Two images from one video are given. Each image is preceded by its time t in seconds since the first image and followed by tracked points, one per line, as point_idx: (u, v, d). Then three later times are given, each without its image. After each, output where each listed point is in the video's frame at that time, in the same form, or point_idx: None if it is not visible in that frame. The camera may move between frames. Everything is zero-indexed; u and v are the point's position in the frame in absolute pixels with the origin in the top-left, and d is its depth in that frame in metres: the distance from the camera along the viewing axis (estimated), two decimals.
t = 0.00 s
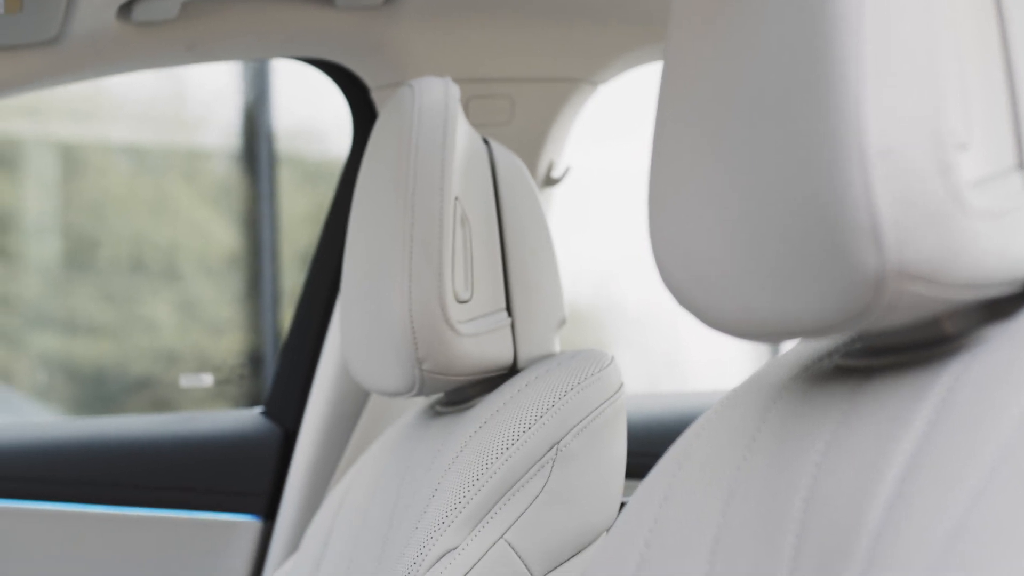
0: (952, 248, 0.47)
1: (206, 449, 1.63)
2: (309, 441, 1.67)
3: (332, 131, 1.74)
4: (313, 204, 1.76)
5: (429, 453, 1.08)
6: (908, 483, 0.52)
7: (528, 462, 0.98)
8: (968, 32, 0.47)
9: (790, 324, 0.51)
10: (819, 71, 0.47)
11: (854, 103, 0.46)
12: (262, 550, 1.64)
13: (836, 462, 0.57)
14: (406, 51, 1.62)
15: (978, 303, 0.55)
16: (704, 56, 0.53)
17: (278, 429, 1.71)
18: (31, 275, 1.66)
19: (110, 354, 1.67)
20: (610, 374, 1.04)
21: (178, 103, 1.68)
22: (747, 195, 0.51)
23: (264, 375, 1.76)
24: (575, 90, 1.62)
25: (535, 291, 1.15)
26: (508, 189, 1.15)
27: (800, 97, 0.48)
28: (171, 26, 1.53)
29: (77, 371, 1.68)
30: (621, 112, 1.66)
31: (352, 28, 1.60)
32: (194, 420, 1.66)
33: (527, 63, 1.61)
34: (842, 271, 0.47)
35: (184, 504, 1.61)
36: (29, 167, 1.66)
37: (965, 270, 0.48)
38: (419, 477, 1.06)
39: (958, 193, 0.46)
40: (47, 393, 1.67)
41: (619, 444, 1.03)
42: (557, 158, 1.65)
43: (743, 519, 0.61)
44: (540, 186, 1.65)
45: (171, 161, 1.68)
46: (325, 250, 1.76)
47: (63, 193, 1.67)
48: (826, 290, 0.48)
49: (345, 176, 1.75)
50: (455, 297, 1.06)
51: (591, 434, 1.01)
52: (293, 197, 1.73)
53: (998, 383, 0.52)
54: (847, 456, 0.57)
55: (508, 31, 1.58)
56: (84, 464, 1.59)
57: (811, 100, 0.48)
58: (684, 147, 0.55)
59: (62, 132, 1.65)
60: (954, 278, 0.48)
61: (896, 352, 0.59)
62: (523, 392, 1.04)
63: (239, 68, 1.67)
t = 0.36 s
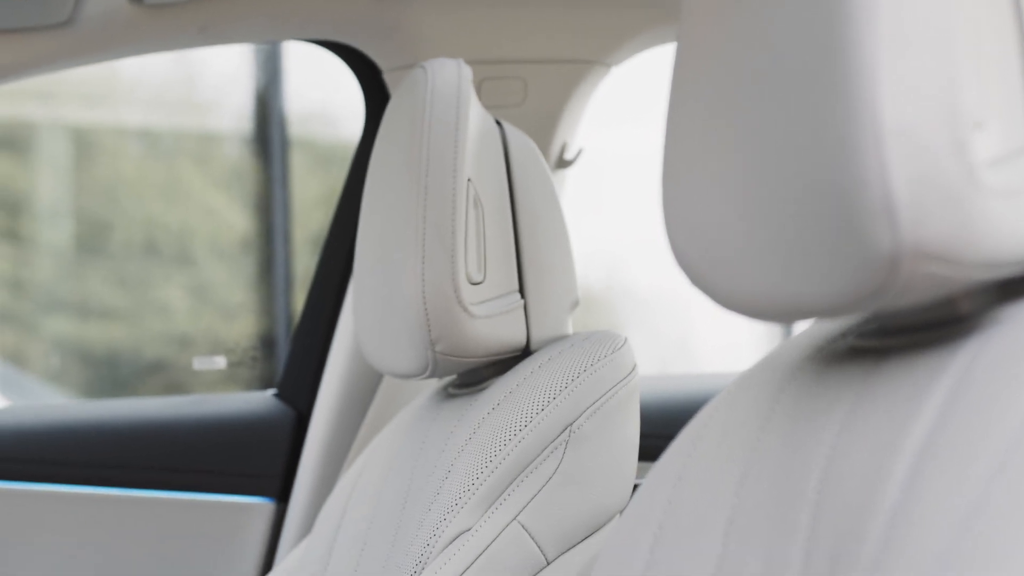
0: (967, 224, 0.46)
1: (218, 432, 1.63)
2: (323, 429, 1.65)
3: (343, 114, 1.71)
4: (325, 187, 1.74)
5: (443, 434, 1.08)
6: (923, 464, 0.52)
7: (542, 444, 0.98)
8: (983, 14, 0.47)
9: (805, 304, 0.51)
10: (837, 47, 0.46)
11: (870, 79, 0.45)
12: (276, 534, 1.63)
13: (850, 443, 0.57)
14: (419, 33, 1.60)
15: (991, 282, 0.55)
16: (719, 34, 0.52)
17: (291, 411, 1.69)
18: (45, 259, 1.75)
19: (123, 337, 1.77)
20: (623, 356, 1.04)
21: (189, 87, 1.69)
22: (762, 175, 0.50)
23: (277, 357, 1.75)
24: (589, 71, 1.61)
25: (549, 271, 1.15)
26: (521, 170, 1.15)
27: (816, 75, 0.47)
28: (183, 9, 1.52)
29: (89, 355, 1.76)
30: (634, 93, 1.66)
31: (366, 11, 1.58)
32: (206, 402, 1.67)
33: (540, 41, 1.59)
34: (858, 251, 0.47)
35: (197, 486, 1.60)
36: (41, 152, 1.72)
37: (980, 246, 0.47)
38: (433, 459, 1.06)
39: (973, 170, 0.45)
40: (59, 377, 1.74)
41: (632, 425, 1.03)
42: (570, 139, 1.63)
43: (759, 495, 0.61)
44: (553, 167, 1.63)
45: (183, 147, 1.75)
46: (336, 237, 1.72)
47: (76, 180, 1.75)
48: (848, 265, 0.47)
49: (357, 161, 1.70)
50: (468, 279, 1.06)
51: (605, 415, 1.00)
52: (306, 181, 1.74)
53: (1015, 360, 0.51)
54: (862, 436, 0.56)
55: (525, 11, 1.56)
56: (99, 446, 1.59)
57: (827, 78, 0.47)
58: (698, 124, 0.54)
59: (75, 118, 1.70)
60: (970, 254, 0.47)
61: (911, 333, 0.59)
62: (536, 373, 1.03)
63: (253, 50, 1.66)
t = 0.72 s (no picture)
0: (983, 206, 0.45)
1: (232, 416, 1.64)
2: (337, 410, 1.67)
3: (356, 99, 1.71)
4: (336, 172, 1.74)
5: (456, 417, 1.08)
6: (938, 447, 0.51)
7: (555, 427, 0.97)
8: None
9: (818, 286, 0.50)
10: (850, 30, 0.46)
11: (882, 62, 0.45)
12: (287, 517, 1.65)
13: (863, 426, 0.56)
14: (430, 16, 1.60)
15: (1007, 264, 0.55)
16: (734, 16, 0.52)
17: (303, 395, 1.71)
18: (58, 244, 1.77)
19: (136, 323, 1.77)
20: (637, 339, 1.03)
21: (202, 72, 1.68)
22: (776, 157, 0.50)
23: (290, 341, 1.76)
24: (602, 55, 1.59)
25: (563, 253, 1.13)
26: (534, 153, 1.14)
27: (829, 56, 0.47)
28: None
29: (102, 340, 1.77)
30: (649, 75, 1.64)
31: None
32: (216, 385, 1.68)
33: (553, 26, 1.57)
34: (869, 229, 0.46)
35: (211, 470, 1.62)
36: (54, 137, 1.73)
37: (997, 229, 0.46)
38: (446, 442, 1.06)
39: (987, 152, 0.45)
40: (73, 362, 1.75)
41: (646, 409, 1.01)
42: (583, 122, 1.62)
43: (772, 479, 0.61)
44: (566, 151, 1.63)
45: (193, 132, 1.74)
46: (346, 225, 1.73)
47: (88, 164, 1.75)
48: (855, 252, 0.47)
49: (368, 148, 1.71)
50: (481, 262, 1.05)
51: (618, 399, 0.99)
52: (317, 166, 1.72)
53: None
54: (875, 420, 0.56)
55: None
56: (112, 430, 1.60)
57: (841, 57, 0.46)
58: (710, 112, 0.54)
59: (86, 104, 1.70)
60: (986, 236, 0.46)
61: (924, 315, 0.58)
62: (549, 356, 1.03)
63: (264, 33, 1.65)
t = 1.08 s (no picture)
0: (999, 186, 0.45)
1: (245, 401, 1.65)
2: (349, 395, 1.68)
3: (369, 84, 1.73)
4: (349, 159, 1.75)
5: (469, 401, 1.08)
6: (952, 429, 0.51)
7: (568, 411, 0.97)
8: None
9: (832, 270, 0.50)
10: (865, 13, 0.45)
11: (897, 45, 0.44)
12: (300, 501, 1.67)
13: (878, 410, 0.56)
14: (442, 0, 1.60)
15: (1023, 247, 0.54)
16: None
17: (316, 379, 1.73)
18: (71, 231, 1.73)
19: (150, 308, 1.76)
20: (650, 323, 1.03)
21: (216, 58, 1.68)
22: (791, 140, 0.49)
23: (303, 326, 1.77)
24: (615, 38, 1.59)
25: (577, 237, 1.13)
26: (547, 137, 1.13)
27: (846, 38, 0.46)
28: None
29: (115, 326, 1.76)
30: (660, 60, 1.64)
31: None
32: (229, 370, 1.69)
33: (565, 11, 1.58)
34: (886, 211, 0.46)
35: (225, 455, 1.63)
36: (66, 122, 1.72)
37: (1013, 210, 0.46)
38: (460, 426, 1.06)
39: (1003, 134, 0.44)
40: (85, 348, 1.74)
41: (659, 393, 1.01)
42: (596, 106, 1.63)
43: (786, 464, 0.61)
44: (578, 135, 1.63)
45: (207, 118, 1.71)
46: (359, 210, 1.75)
47: (101, 151, 1.73)
48: (871, 234, 0.47)
49: (381, 134, 1.73)
50: (494, 246, 1.05)
51: (631, 383, 0.99)
52: (330, 151, 1.73)
53: None
54: (890, 404, 0.55)
55: None
56: (126, 415, 1.60)
57: (856, 41, 0.45)
58: (725, 99, 0.53)
59: (99, 88, 1.68)
60: (1002, 217, 0.46)
61: (936, 297, 0.58)
62: (562, 341, 1.03)
63: (277, 17, 1.65)
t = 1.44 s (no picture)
0: (1011, 167, 0.45)
1: (257, 386, 1.65)
2: (362, 380, 1.68)
3: (381, 71, 1.75)
4: (361, 145, 1.77)
5: (482, 386, 1.08)
6: (966, 411, 0.50)
7: (581, 396, 0.96)
8: None
9: (847, 253, 0.49)
10: None
11: (914, 31, 0.44)
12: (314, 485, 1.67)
13: (892, 394, 0.56)
14: None
15: None
16: None
17: (329, 364, 1.74)
18: (83, 218, 1.68)
19: (161, 295, 1.72)
20: (663, 308, 1.02)
21: (226, 45, 1.69)
22: (805, 124, 0.48)
23: (315, 312, 1.79)
24: (627, 22, 1.57)
25: (590, 222, 1.12)
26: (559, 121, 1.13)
27: (860, 19, 0.45)
28: None
29: (128, 313, 1.71)
30: (673, 42, 1.61)
31: None
32: (242, 355, 1.69)
33: None
34: (898, 195, 0.45)
35: (238, 440, 1.63)
36: (77, 108, 1.67)
37: None
38: (473, 411, 1.06)
39: (1015, 115, 0.45)
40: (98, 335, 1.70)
41: (672, 377, 1.01)
42: (608, 91, 1.62)
43: (800, 450, 0.60)
44: (592, 120, 1.62)
45: (219, 104, 1.69)
46: (371, 197, 1.77)
47: (112, 137, 1.68)
48: (885, 217, 0.46)
49: (394, 119, 1.76)
50: (506, 231, 1.04)
51: (645, 367, 0.98)
52: (344, 137, 1.75)
53: None
54: (905, 387, 0.55)
55: None
56: (140, 400, 1.61)
57: (870, 23, 0.45)
58: (736, 83, 0.52)
59: (110, 73, 1.67)
60: (1013, 199, 0.46)
61: (951, 280, 0.58)
62: (575, 325, 1.03)
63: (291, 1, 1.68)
